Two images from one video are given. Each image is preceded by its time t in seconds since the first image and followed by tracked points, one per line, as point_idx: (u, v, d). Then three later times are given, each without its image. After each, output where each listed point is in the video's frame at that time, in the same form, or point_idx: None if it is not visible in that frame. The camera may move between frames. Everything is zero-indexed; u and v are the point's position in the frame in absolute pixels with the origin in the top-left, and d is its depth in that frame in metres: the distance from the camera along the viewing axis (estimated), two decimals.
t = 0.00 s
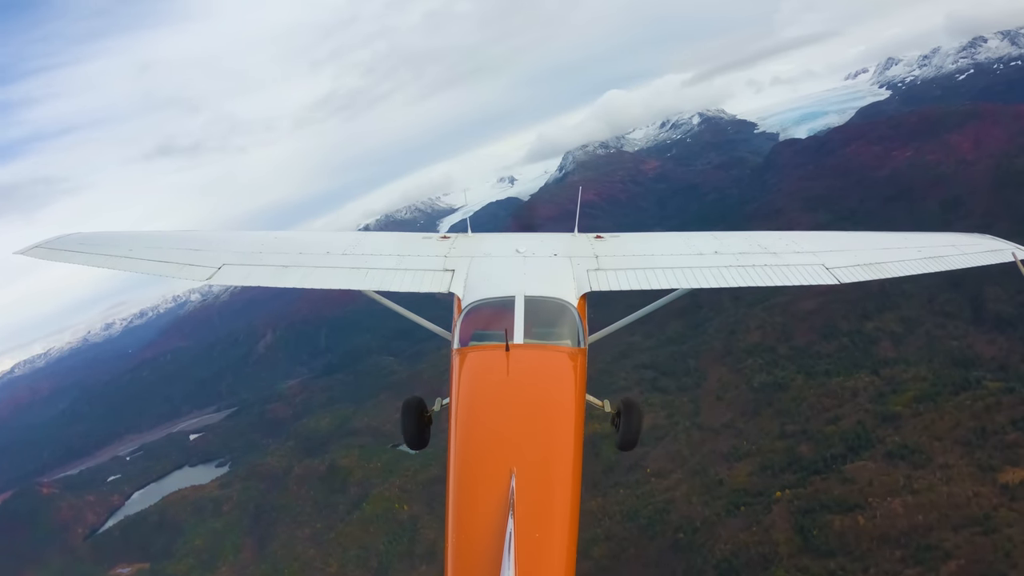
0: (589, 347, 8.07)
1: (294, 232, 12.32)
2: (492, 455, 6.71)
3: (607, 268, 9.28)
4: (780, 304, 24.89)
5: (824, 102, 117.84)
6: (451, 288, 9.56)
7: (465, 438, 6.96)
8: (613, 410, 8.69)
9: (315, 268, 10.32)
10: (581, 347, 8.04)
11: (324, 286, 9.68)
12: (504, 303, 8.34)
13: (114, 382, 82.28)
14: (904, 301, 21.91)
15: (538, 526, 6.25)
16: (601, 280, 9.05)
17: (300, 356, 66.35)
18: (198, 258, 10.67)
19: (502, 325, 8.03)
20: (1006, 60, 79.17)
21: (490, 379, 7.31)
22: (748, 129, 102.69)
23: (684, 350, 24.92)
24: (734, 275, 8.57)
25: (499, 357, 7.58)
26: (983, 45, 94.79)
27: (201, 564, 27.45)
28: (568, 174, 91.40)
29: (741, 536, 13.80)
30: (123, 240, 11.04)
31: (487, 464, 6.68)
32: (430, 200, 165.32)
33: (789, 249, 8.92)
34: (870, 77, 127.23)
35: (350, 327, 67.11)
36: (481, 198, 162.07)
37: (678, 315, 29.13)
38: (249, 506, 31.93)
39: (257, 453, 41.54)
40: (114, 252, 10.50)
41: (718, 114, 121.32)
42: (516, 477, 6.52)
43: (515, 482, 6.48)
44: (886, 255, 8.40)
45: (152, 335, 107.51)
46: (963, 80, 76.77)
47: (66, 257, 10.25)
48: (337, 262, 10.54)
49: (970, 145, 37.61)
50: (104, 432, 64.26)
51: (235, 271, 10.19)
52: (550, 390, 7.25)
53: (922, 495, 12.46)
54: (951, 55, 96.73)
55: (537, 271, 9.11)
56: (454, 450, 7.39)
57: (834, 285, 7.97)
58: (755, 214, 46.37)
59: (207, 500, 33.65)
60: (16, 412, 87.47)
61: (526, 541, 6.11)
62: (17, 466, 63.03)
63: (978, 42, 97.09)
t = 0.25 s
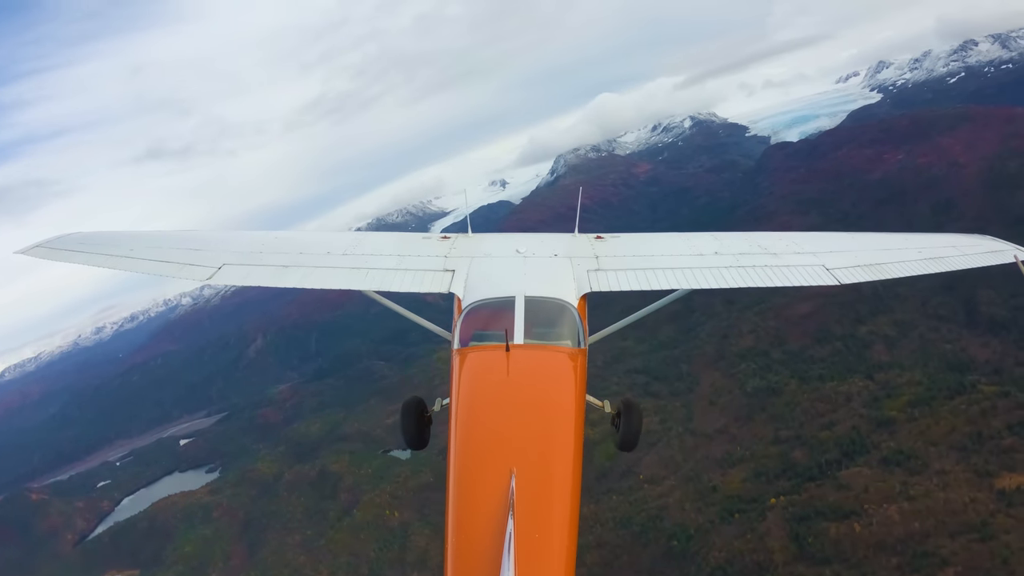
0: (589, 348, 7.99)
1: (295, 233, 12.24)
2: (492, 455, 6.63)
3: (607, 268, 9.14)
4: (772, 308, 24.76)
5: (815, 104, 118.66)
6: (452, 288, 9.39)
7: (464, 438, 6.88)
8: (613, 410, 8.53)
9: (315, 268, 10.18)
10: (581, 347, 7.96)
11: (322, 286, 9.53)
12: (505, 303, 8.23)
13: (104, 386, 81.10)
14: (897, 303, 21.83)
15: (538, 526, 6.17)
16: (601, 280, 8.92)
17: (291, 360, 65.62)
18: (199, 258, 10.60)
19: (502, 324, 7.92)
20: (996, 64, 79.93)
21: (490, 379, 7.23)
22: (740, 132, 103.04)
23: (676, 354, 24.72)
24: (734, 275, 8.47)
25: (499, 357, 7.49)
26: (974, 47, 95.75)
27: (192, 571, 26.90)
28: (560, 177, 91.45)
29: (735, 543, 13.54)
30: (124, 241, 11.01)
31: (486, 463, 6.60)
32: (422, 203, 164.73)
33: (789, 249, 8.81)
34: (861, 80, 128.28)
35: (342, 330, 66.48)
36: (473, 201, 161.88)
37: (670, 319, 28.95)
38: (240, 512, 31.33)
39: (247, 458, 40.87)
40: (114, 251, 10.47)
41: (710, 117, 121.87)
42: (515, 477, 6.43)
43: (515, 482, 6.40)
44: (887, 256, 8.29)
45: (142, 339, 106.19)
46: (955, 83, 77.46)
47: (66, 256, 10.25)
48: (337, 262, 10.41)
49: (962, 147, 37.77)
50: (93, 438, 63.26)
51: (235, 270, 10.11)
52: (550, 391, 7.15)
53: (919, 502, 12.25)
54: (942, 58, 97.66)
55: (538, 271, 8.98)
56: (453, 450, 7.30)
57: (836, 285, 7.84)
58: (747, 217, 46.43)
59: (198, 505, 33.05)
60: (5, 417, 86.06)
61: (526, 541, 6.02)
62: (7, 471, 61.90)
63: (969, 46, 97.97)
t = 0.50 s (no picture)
0: (589, 349, 7.75)
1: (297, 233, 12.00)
2: (491, 457, 6.40)
3: (607, 268, 8.96)
4: (765, 312, 24.56)
5: (806, 108, 119.71)
6: (452, 288, 9.16)
7: (463, 440, 6.65)
8: (613, 412, 8.23)
9: (315, 268, 9.92)
10: (581, 347, 7.70)
11: (322, 288, 9.25)
12: (504, 303, 7.97)
13: (94, 390, 79.83)
14: (890, 306, 21.75)
15: (539, 531, 5.94)
16: (601, 280, 8.74)
17: (282, 364, 64.84)
18: (199, 258, 10.31)
19: (502, 325, 7.66)
20: (986, 68, 81.09)
21: (490, 379, 7.00)
22: (731, 135, 103.44)
23: (668, 358, 24.54)
24: (734, 275, 8.34)
25: (499, 357, 7.26)
26: (964, 51, 96.86)
27: None
28: (551, 181, 91.36)
29: (729, 551, 13.28)
30: (124, 240, 10.72)
31: (486, 466, 6.36)
32: (414, 206, 164.09)
33: (790, 250, 8.69)
34: (851, 83, 129.57)
35: (332, 334, 65.80)
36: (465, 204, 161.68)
37: (662, 322, 28.73)
38: (230, 519, 30.71)
39: (237, 463, 40.16)
40: (113, 251, 10.17)
41: (701, 121, 122.53)
42: (515, 478, 6.22)
43: (514, 483, 6.19)
44: (887, 257, 8.17)
45: (131, 343, 104.79)
46: (945, 86, 78.29)
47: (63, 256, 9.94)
48: (337, 263, 10.17)
49: (953, 150, 38.02)
50: (82, 443, 62.17)
51: (236, 271, 9.84)
52: (550, 392, 6.91)
53: (915, 508, 12.04)
54: (932, 62, 98.79)
55: (538, 271, 8.77)
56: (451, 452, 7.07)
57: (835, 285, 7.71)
58: (739, 220, 46.48)
59: (187, 512, 32.36)
60: None
61: (526, 547, 5.79)
62: None
63: (958, 49, 99.10)
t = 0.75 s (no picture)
0: (589, 348, 8.08)
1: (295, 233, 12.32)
2: (493, 457, 6.79)
3: (608, 269, 9.21)
4: (758, 315, 24.42)
5: (798, 110, 120.23)
6: (451, 289, 9.50)
7: (465, 442, 7.04)
8: (614, 412, 8.49)
9: (315, 269, 10.26)
10: (581, 348, 8.04)
11: (322, 289, 9.61)
12: (504, 304, 8.29)
13: (84, 394, 78.70)
14: (883, 310, 21.68)
15: (538, 526, 6.36)
16: (601, 282, 9.01)
17: (273, 368, 64.07)
18: (199, 259, 10.68)
19: (502, 326, 8.00)
20: (979, 70, 81.98)
21: (490, 380, 7.38)
22: (722, 138, 103.66)
23: (660, 363, 24.31)
24: (734, 276, 8.54)
25: (499, 359, 7.61)
26: (956, 54, 97.65)
27: None
28: (543, 183, 91.17)
29: (722, 559, 13.05)
30: (125, 241, 11.08)
31: (487, 465, 6.77)
32: (405, 208, 163.27)
33: (790, 251, 8.86)
34: (843, 87, 130.36)
35: (323, 338, 65.13)
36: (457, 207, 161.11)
37: (654, 327, 28.51)
38: (219, 524, 30.15)
39: (227, 468, 39.53)
40: (113, 253, 10.55)
41: (692, 124, 122.92)
42: (516, 479, 6.60)
43: (515, 484, 6.57)
44: (888, 257, 8.32)
45: (121, 347, 103.39)
46: (937, 89, 78.89)
47: (64, 257, 10.28)
48: (337, 264, 10.49)
49: (946, 153, 38.16)
50: (70, 448, 61.14)
51: (235, 271, 10.21)
52: (549, 392, 7.29)
53: (911, 515, 11.86)
54: (923, 65, 99.55)
55: (538, 272, 9.06)
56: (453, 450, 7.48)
57: (834, 286, 7.89)
58: (731, 223, 46.54)
59: (176, 518, 31.75)
60: None
61: (526, 541, 6.21)
62: None
63: (950, 52, 99.85)
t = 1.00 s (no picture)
0: (588, 349, 8.58)
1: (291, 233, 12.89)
2: (493, 457, 7.22)
3: (607, 271, 9.80)
4: (750, 319, 24.25)
5: (789, 114, 120.99)
6: (451, 290, 10.11)
7: (466, 443, 7.46)
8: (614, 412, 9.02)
9: (315, 270, 10.87)
10: (580, 349, 8.54)
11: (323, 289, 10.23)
12: (504, 305, 8.79)
13: (73, 398, 77.36)
14: (876, 314, 21.58)
15: (536, 525, 6.78)
16: (601, 283, 9.59)
17: (263, 372, 63.22)
18: (199, 260, 11.26)
19: (502, 327, 8.47)
20: (968, 73, 83.08)
21: (490, 382, 7.82)
22: (713, 142, 104.03)
23: (652, 368, 24.07)
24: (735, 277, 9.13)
25: (499, 360, 8.07)
26: (945, 58, 98.74)
27: None
28: (534, 186, 90.96)
29: (716, 566, 12.77)
30: (122, 242, 11.67)
31: (488, 465, 7.20)
32: (396, 212, 162.46)
33: (792, 252, 9.41)
34: (833, 90, 131.38)
35: (313, 342, 64.37)
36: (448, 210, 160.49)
37: (645, 330, 28.27)
38: (208, 531, 29.60)
39: (217, 474, 38.83)
40: (113, 254, 11.11)
41: (683, 127, 123.32)
42: (516, 479, 7.02)
43: (515, 484, 6.99)
44: (888, 258, 8.88)
45: (109, 351, 101.78)
46: (927, 93, 79.71)
47: (67, 258, 10.84)
48: (337, 264, 11.11)
49: (937, 156, 38.41)
50: (59, 452, 60.11)
51: (235, 272, 10.80)
52: (550, 395, 7.72)
53: (906, 522, 11.65)
54: (914, 69, 100.55)
55: (539, 273, 9.64)
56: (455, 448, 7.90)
57: (834, 286, 8.47)
58: (722, 226, 46.63)
59: (166, 523, 31.01)
60: None
61: (525, 538, 6.64)
62: None
63: (940, 56, 100.87)
